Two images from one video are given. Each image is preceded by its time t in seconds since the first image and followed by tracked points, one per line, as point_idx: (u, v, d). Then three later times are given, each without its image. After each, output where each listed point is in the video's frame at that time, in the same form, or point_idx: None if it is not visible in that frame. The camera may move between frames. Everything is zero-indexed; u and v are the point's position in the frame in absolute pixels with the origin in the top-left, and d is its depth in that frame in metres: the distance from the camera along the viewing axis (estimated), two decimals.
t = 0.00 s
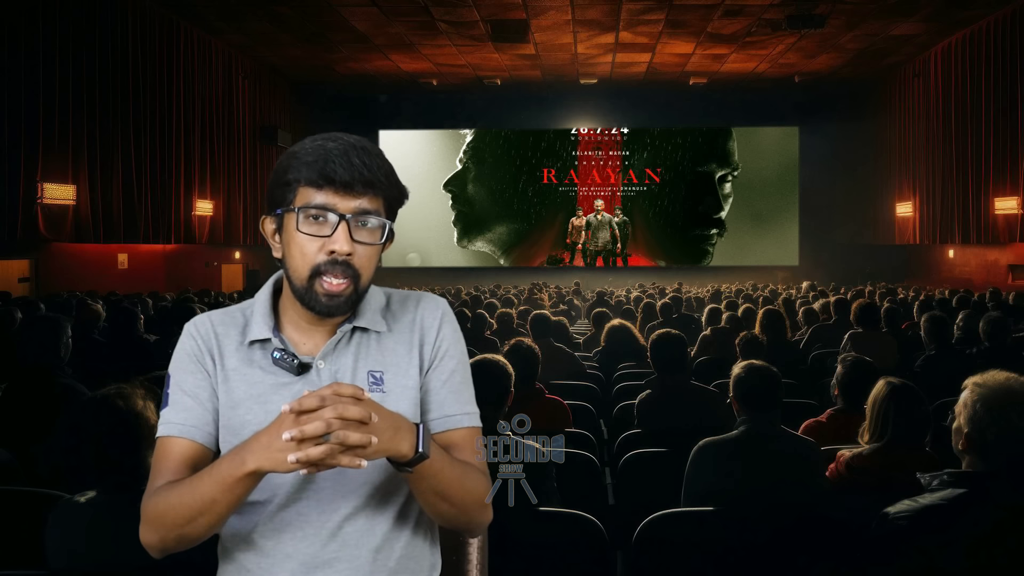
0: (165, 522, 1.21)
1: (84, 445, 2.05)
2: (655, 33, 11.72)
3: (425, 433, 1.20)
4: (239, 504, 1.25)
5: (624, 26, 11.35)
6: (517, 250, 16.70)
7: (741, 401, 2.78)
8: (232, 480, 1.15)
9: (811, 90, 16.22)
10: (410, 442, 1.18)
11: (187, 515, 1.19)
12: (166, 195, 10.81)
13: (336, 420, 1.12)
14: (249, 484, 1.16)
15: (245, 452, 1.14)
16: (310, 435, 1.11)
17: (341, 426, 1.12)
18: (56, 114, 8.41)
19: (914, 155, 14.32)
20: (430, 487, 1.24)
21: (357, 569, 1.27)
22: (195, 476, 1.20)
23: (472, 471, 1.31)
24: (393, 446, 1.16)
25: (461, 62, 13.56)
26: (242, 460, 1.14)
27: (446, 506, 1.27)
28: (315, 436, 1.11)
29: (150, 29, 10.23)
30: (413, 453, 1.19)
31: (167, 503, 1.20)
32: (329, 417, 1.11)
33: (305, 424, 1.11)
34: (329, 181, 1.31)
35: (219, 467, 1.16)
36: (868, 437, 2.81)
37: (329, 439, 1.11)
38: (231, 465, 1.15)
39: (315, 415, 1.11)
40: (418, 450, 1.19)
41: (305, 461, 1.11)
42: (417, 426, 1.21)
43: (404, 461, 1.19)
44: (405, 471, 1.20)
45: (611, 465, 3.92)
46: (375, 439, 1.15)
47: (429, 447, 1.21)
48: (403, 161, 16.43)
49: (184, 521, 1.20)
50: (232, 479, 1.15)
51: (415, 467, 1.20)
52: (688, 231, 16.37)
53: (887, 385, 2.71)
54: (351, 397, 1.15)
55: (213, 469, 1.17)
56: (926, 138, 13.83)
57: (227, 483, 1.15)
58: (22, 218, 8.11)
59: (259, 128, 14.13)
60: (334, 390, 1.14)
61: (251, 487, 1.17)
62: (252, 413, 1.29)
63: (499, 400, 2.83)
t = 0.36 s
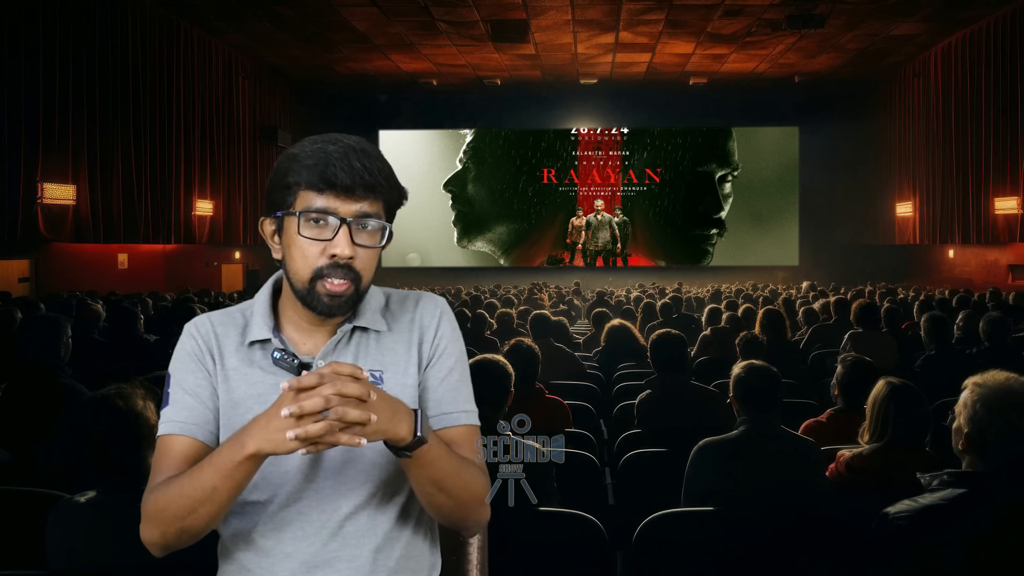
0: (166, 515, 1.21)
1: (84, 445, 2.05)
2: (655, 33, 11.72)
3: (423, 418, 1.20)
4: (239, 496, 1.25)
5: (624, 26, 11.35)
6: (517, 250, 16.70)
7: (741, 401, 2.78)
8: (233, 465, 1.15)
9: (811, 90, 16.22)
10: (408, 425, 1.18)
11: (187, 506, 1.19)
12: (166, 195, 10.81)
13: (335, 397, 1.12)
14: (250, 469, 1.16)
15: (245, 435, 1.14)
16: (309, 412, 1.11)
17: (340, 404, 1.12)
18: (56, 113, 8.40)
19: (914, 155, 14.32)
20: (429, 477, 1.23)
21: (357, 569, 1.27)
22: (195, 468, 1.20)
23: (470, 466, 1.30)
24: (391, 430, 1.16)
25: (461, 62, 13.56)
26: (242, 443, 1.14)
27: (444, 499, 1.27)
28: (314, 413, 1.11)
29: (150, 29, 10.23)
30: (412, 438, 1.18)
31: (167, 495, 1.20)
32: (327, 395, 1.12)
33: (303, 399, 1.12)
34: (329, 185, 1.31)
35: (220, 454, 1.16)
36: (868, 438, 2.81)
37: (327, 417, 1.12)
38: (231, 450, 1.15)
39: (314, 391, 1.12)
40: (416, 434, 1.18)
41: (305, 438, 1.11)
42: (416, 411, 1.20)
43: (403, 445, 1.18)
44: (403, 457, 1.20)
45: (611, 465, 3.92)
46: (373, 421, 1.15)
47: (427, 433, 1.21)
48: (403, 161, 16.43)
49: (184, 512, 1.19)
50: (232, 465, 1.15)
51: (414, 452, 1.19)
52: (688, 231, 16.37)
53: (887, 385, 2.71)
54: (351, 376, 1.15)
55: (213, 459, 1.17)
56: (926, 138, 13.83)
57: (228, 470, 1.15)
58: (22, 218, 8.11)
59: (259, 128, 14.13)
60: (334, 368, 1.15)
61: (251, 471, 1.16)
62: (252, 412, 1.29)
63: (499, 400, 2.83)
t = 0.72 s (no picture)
0: (166, 517, 1.21)
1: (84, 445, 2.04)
2: (655, 34, 11.72)
3: (425, 425, 1.20)
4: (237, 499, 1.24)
5: (624, 26, 11.35)
6: (517, 250, 16.70)
7: (741, 401, 2.78)
8: (231, 471, 1.15)
9: (811, 90, 16.22)
10: (410, 434, 1.18)
11: (186, 509, 1.19)
12: (166, 195, 10.81)
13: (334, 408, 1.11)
14: (248, 475, 1.16)
15: (243, 442, 1.14)
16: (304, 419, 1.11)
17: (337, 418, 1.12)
18: (56, 114, 8.40)
19: (914, 155, 14.32)
20: (429, 479, 1.23)
21: (357, 569, 1.27)
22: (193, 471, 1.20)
23: (470, 467, 1.30)
24: (394, 438, 1.16)
25: (460, 63, 13.57)
26: (240, 451, 1.14)
27: (445, 501, 1.27)
28: (315, 425, 1.11)
29: (150, 29, 10.23)
30: (413, 445, 1.18)
31: (167, 496, 1.20)
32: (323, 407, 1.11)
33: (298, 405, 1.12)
34: (331, 183, 1.31)
35: (218, 459, 1.16)
36: (868, 438, 2.81)
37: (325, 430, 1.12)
38: (230, 456, 1.15)
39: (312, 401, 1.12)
40: (418, 442, 1.18)
41: (304, 451, 1.11)
42: (418, 417, 1.20)
43: (405, 452, 1.18)
44: (405, 464, 1.20)
45: (611, 465, 3.92)
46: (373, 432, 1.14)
47: (429, 438, 1.20)
48: (403, 161, 16.43)
49: (183, 515, 1.19)
50: (231, 471, 1.15)
51: (416, 458, 1.20)
52: (688, 231, 16.37)
53: (887, 385, 2.71)
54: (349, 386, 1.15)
55: (211, 463, 1.17)
56: (926, 138, 13.83)
57: (225, 474, 1.15)
58: (22, 218, 8.11)
59: (259, 128, 14.13)
60: (333, 379, 1.14)
61: (249, 478, 1.17)
62: (252, 412, 1.29)
63: (499, 400, 2.83)
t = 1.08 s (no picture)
0: (162, 516, 1.21)
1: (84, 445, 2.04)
2: (655, 33, 11.72)
3: (434, 424, 1.20)
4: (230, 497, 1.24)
5: (624, 26, 11.35)
6: (517, 250, 16.69)
7: (741, 401, 2.78)
8: (219, 471, 1.15)
9: (811, 90, 16.22)
10: (422, 433, 1.18)
11: (180, 508, 1.19)
12: (166, 195, 10.81)
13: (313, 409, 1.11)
14: (235, 475, 1.15)
15: (229, 443, 1.14)
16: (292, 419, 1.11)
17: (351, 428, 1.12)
18: (56, 113, 8.40)
19: (914, 155, 14.32)
20: (434, 478, 1.23)
21: (357, 569, 1.27)
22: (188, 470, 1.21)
23: (473, 467, 1.30)
24: (405, 439, 1.16)
25: (461, 63, 13.56)
26: (224, 451, 1.14)
27: (449, 501, 1.27)
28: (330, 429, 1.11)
29: (150, 29, 10.23)
30: (425, 443, 1.19)
31: (162, 496, 1.20)
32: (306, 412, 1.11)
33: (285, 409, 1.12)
34: (331, 185, 1.31)
35: (209, 459, 1.16)
36: (868, 438, 2.81)
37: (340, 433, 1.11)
38: (217, 455, 1.15)
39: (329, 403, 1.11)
40: (428, 440, 1.19)
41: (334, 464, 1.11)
42: (427, 417, 1.20)
43: (416, 451, 1.19)
44: (417, 463, 1.20)
45: (611, 465, 3.92)
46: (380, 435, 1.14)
47: (438, 438, 1.21)
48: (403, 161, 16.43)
49: (178, 514, 1.19)
50: (219, 470, 1.15)
51: (427, 457, 1.20)
52: (688, 231, 16.37)
53: (887, 385, 2.71)
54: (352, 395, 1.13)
55: (202, 463, 1.17)
56: (926, 138, 13.83)
57: (215, 473, 1.15)
58: (22, 218, 8.11)
59: (259, 128, 14.13)
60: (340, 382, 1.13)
61: (238, 477, 1.16)
62: (253, 411, 1.29)
63: (499, 400, 2.83)
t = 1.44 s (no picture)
0: (161, 515, 1.21)
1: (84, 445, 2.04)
2: (655, 33, 11.72)
3: (441, 412, 1.22)
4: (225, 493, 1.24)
5: (624, 26, 11.35)
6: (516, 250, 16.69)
7: (741, 401, 2.78)
8: (211, 466, 1.15)
9: (811, 90, 16.22)
10: (430, 420, 1.20)
11: (177, 506, 1.19)
12: (166, 195, 10.81)
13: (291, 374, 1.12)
14: (229, 469, 1.16)
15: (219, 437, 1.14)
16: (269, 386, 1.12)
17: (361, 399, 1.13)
18: (55, 113, 8.41)
19: (914, 155, 14.32)
20: (440, 472, 1.24)
21: (357, 569, 1.28)
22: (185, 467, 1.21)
23: (476, 464, 1.30)
24: (416, 424, 1.18)
25: (460, 63, 13.56)
26: (216, 444, 1.14)
27: (455, 495, 1.27)
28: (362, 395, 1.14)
29: (150, 29, 10.23)
30: (434, 430, 1.20)
31: (161, 495, 1.21)
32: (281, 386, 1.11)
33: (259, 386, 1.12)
34: (325, 192, 1.31)
35: (203, 455, 1.16)
36: (868, 438, 2.81)
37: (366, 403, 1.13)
38: (210, 448, 1.15)
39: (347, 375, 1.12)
40: (437, 427, 1.20)
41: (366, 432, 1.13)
42: (434, 407, 1.22)
43: (423, 439, 1.20)
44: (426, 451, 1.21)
45: (611, 465, 3.92)
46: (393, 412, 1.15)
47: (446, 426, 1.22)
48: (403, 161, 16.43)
49: (176, 511, 1.20)
50: (210, 465, 1.15)
51: (436, 444, 1.21)
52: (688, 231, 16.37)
53: (887, 385, 2.71)
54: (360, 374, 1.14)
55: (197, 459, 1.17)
56: (926, 138, 13.83)
57: (209, 469, 1.16)
58: (22, 218, 8.11)
59: (259, 128, 14.13)
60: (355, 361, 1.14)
61: (232, 472, 1.16)
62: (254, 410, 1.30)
63: (499, 400, 2.83)
